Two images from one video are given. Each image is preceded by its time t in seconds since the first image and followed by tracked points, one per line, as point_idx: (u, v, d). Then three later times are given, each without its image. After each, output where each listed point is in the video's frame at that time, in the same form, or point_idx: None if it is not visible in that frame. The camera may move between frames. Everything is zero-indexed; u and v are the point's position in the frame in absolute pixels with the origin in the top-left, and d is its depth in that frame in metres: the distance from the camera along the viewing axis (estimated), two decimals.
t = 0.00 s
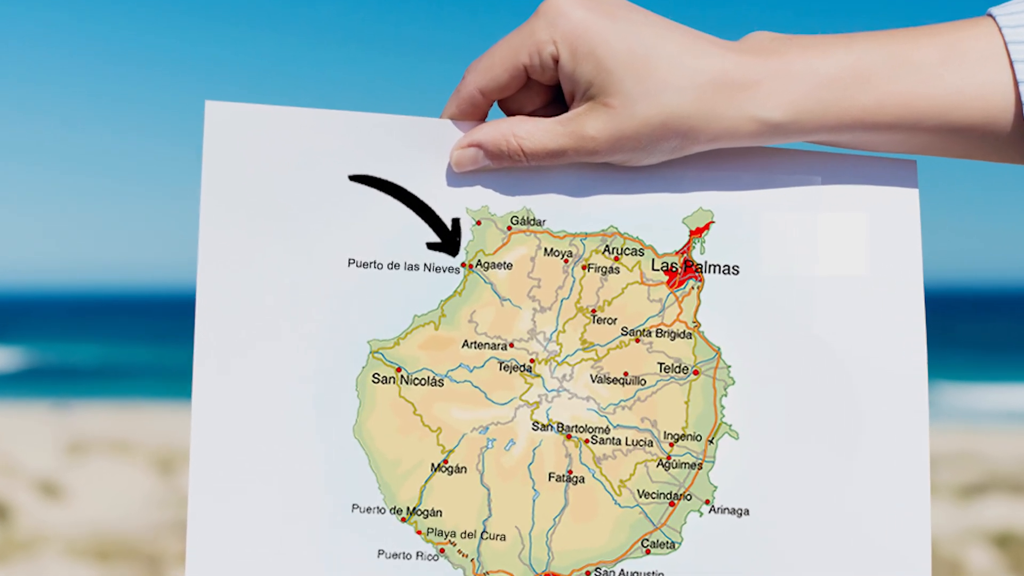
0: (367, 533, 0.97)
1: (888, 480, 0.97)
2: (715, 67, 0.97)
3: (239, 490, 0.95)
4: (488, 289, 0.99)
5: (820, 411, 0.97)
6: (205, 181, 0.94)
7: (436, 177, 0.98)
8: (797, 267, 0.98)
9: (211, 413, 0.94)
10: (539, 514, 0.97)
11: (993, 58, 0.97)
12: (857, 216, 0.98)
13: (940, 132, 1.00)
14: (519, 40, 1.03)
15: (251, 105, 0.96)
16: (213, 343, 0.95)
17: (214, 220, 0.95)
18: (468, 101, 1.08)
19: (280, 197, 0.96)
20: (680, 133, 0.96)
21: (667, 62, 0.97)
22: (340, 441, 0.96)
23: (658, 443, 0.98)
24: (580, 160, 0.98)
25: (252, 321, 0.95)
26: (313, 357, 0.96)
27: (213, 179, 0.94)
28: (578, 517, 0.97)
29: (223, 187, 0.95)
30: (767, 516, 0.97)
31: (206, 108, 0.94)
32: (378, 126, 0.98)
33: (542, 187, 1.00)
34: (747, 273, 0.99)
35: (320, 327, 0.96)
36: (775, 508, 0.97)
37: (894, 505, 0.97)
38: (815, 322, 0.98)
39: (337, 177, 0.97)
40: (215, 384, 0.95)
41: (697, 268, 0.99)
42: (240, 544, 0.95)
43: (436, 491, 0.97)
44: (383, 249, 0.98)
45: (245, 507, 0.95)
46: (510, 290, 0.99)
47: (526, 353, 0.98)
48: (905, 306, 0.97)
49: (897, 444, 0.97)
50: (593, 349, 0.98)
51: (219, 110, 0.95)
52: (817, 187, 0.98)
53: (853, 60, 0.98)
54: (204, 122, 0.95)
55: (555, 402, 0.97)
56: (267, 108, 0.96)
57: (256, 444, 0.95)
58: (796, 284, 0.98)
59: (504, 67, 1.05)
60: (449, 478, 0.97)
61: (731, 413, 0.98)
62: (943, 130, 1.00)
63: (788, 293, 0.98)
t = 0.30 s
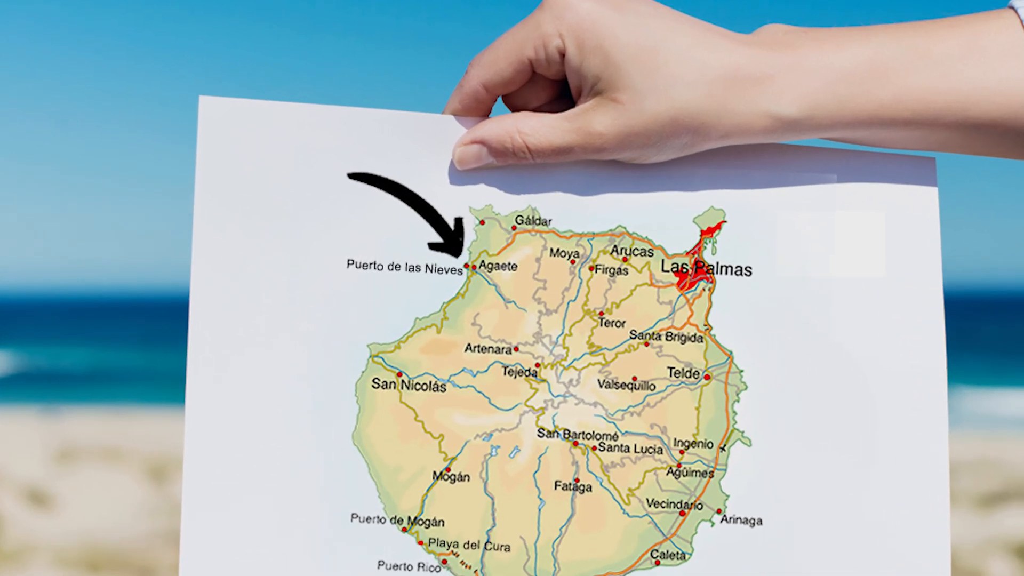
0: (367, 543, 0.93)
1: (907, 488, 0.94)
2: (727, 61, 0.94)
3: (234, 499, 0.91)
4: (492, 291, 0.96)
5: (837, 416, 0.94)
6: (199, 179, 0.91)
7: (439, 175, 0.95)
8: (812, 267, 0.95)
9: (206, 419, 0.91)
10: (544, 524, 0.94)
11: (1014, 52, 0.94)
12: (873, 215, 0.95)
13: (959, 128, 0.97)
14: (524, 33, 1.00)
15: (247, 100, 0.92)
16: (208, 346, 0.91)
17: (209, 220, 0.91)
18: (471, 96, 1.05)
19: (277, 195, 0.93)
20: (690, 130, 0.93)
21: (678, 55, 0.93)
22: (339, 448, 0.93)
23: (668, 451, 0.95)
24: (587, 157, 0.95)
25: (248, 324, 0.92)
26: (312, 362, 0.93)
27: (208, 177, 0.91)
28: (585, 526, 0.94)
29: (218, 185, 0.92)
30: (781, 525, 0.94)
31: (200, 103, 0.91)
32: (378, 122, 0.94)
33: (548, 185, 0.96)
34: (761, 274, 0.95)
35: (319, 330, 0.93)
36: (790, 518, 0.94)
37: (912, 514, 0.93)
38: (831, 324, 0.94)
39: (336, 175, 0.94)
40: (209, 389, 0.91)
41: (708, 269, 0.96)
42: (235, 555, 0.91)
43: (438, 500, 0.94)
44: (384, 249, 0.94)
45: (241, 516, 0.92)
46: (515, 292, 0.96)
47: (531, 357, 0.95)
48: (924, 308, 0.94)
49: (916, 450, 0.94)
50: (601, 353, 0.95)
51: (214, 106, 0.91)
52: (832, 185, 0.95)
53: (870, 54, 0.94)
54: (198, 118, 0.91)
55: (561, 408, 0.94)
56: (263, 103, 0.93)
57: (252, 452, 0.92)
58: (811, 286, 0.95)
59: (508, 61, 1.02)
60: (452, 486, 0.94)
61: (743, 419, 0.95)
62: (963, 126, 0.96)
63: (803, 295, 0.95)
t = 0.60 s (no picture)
0: (367, 554, 0.90)
1: (925, 497, 0.90)
2: (739, 55, 0.90)
3: (229, 508, 0.88)
4: (496, 293, 0.92)
5: (853, 422, 0.91)
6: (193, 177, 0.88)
7: (441, 173, 0.92)
8: (827, 268, 0.92)
9: (200, 425, 0.88)
10: (550, 534, 0.90)
11: None
12: (890, 214, 0.92)
13: (979, 125, 0.94)
14: (529, 26, 0.98)
15: (243, 94, 0.89)
16: (202, 350, 0.88)
17: (203, 219, 0.88)
18: (475, 91, 1.03)
19: (274, 193, 0.89)
20: (701, 126, 0.90)
21: (689, 49, 0.90)
22: (338, 455, 0.90)
23: (678, 458, 0.92)
24: (594, 154, 0.92)
25: (244, 327, 0.89)
26: (310, 366, 0.90)
27: (202, 175, 0.88)
28: (593, 536, 0.91)
29: (213, 183, 0.88)
30: (795, 535, 0.90)
31: (195, 99, 0.88)
32: (379, 118, 0.91)
33: (554, 184, 0.93)
34: (774, 275, 0.92)
35: (317, 332, 0.90)
36: (804, 528, 0.90)
37: (931, 523, 0.90)
38: (846, 327, 0.91)
39: (335, 173, 0.91)
40: (204, 395, 0.88)
41: (719, 270, 0.93)
42: (230, 566, 0.88)
43: (440, 509, 0.91)
44: (385, 249, 0.91)
45: (236, 526, 0.88)
46: (519, 294, 0.92)
47: (536, 361, 0.92)
48: (943, 311, 0.91)
49: (935, 457, 0.91)
50: (609, 356, 0.92)
51: (208, 101, 0.88)
52: (847, 184, 0.92)
53: (887, 47, 0.91)
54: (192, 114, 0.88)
55: (567, 414, 0.91)
56: (260, 99, 0.89)
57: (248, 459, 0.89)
58: (826, 287, 0.92)
59: (513, 56, 0.99)
60: (455, 495, 0.90)
61: (756, 425, 0.92)
62: (983, 122, 0.93)
63: (817, 297, 0.92)
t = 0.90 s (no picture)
0: (366, 564, 0.87)
1: (944, 506, 0.87)
2: (751, 48, 0.88)
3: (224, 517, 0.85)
4: (500, 295, 0.90)
5: (868, 428, 0.88)
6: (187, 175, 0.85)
7: (443, 170, 0.89)
8: (842, 269, 0.89)
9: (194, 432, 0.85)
10: (556, 544, 0.88)
11: None
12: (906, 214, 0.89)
13: (999, 121, 0.91)
14: (534, 19, 0.95)
15: (238, 90, 0.86)
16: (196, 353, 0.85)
17: (197, 219, 0.85)
18: (478, 86, 1.00)
19: (270, 192, 0.87)
20: (712, 122, 0.87)
21: (699, 42, 0.87)
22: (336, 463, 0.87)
23: (688, 465, 0.89)
24: (601, 151, 0.89)
25: (239, 330, 0.86)
26: (307, 370, 0.87)
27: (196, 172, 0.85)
28: (600, 546, 0.88)
29: (208, 181, 0.86)
30: (809, 545, 0.87)
31: (189, 95, 0.85)
32: (379, 114, 0.88)
33: (559, 182, 0.90)
34: (787, 277, 0.89)
35: (315, 336, 0.87)
36: (818, 537, 0.87)
37: (950, 533, 0.87)
38: (862, 330, 0.88)
39: (334, 171, 0.88)
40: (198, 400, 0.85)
41: (731, 271, 0.90)
42: None
43: (442, 518, 0.88)
44: (385, 250, 0.89)
45: (231, 535, 0.85)
46: (524, 296, 0.90)
47: (541, 365, 0.89)
48: (963, 313, 0.88)
49: (954, 465, 0.88)
50: (616, 360, 0.89)
51: (203, 97, 0.86)
52: (863, 182, 0.89)
53: (905, 41, 0.88)
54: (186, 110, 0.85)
55: (574, 420, 0.88)
56: (256, 94, 0.87)
57: (243, 466, 0.86)
58: (841, 289, 0.89)
59: (517, 49, 0.97)
60: (457, 503, 0.88)
61: (768, 431, 0.89)
62: (1003, 118, 0.90)
63: (832, 299, 0.89)
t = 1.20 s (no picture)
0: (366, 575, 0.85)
1: (962, 514, 0.85)
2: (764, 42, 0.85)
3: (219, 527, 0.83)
4: (504, 296, 0.87)
5: (884, 434, 0.85)
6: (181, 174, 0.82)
7: (445, 168, 0.86)
8: (857, 270, 0.86)
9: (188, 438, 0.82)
10: (562, 554, 0.85)
11: None
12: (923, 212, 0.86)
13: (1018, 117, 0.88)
14: (539, 12, 0.93)
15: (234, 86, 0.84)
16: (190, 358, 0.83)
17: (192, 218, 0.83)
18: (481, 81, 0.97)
19: (267, 191, 0.84)
20: (723, 119, 0.84)
21: (710, 36, 0.84)
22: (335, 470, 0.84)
23: (698, 472, 0.86)
24: (608, 149, 0.86)
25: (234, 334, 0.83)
26: (305, 374, 0.84)
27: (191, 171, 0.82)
28: (607, 556, 0.85)
29: (202, 180, 0.83)
30: (823, 555, 0.85)
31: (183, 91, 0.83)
32: (379, 110, 0.86)
33: (565, 181, 0.88)
34: (800, 278, 0.87)
35: (313, 339, 0.85)
36: (832, 547, 0.85)
37: (969, 543, 0.84)
38: (877, 333, 0.86)
39: (333, 169, 0.85)
40: (192, 406, 0.83)
41: (742, 272, 0.87)
42: None
43: (444, 527, 0.85)
44: (385, 250, 0.86)
45: (226, 545, 0.83)
46: (529, 298, 0.87)
47: (546, 369, 0.86)
48: (981, 316, 0.85)
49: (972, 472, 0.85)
50: (624, 364, 0.86)
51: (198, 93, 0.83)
52: (878, 181, 0.86)
53: (922, 34, 0.85)
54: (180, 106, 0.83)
55: (580, 426, 0.85)
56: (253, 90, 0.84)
57: (239, 474, 0.83)
58: (856, 290, 0.86)
59: (522, 44, 0.94)
60: (460, 512, 0.85)
61: (781, 437, 0.86)
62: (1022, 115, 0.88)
63: (846, 300, 0.86)
